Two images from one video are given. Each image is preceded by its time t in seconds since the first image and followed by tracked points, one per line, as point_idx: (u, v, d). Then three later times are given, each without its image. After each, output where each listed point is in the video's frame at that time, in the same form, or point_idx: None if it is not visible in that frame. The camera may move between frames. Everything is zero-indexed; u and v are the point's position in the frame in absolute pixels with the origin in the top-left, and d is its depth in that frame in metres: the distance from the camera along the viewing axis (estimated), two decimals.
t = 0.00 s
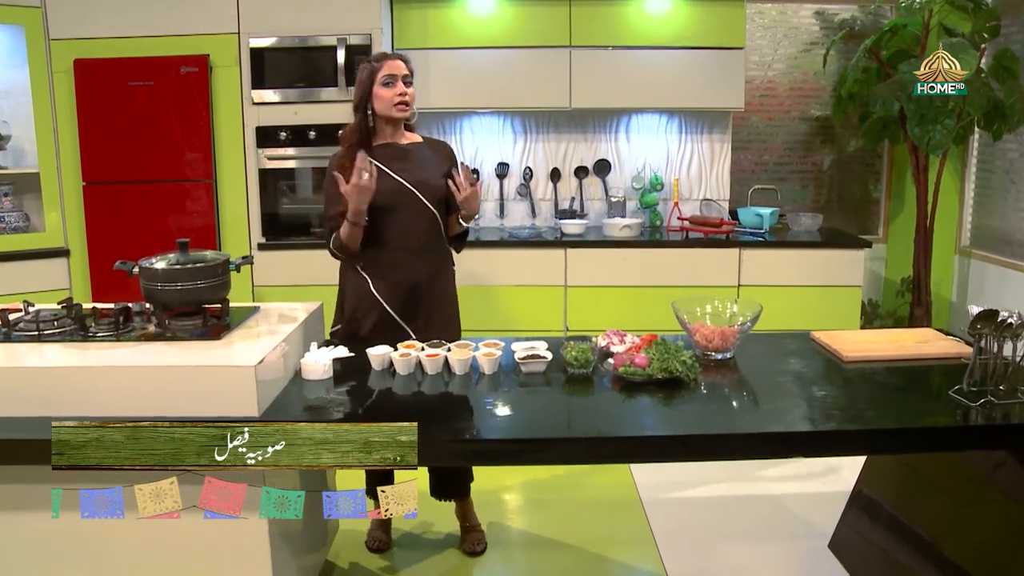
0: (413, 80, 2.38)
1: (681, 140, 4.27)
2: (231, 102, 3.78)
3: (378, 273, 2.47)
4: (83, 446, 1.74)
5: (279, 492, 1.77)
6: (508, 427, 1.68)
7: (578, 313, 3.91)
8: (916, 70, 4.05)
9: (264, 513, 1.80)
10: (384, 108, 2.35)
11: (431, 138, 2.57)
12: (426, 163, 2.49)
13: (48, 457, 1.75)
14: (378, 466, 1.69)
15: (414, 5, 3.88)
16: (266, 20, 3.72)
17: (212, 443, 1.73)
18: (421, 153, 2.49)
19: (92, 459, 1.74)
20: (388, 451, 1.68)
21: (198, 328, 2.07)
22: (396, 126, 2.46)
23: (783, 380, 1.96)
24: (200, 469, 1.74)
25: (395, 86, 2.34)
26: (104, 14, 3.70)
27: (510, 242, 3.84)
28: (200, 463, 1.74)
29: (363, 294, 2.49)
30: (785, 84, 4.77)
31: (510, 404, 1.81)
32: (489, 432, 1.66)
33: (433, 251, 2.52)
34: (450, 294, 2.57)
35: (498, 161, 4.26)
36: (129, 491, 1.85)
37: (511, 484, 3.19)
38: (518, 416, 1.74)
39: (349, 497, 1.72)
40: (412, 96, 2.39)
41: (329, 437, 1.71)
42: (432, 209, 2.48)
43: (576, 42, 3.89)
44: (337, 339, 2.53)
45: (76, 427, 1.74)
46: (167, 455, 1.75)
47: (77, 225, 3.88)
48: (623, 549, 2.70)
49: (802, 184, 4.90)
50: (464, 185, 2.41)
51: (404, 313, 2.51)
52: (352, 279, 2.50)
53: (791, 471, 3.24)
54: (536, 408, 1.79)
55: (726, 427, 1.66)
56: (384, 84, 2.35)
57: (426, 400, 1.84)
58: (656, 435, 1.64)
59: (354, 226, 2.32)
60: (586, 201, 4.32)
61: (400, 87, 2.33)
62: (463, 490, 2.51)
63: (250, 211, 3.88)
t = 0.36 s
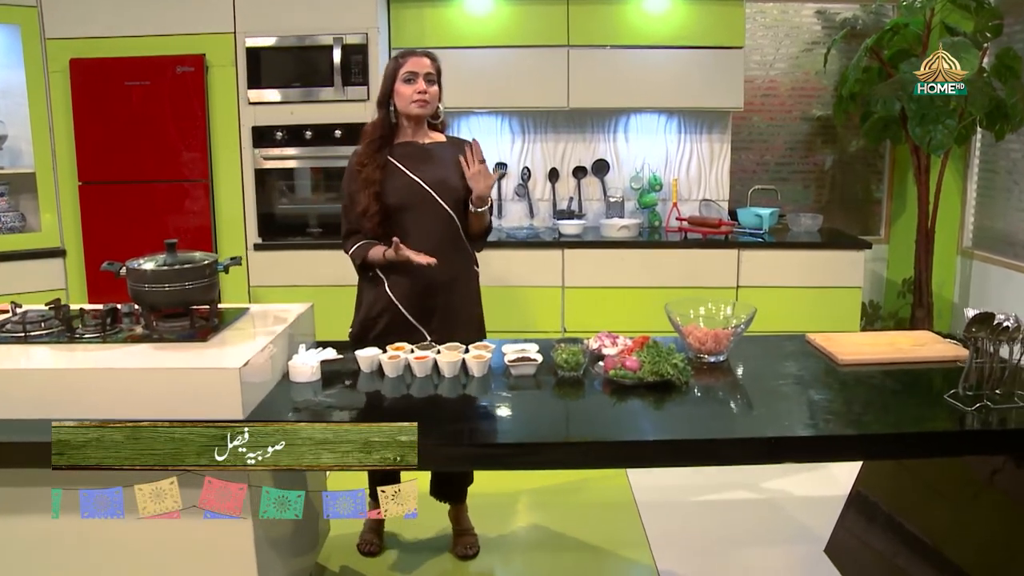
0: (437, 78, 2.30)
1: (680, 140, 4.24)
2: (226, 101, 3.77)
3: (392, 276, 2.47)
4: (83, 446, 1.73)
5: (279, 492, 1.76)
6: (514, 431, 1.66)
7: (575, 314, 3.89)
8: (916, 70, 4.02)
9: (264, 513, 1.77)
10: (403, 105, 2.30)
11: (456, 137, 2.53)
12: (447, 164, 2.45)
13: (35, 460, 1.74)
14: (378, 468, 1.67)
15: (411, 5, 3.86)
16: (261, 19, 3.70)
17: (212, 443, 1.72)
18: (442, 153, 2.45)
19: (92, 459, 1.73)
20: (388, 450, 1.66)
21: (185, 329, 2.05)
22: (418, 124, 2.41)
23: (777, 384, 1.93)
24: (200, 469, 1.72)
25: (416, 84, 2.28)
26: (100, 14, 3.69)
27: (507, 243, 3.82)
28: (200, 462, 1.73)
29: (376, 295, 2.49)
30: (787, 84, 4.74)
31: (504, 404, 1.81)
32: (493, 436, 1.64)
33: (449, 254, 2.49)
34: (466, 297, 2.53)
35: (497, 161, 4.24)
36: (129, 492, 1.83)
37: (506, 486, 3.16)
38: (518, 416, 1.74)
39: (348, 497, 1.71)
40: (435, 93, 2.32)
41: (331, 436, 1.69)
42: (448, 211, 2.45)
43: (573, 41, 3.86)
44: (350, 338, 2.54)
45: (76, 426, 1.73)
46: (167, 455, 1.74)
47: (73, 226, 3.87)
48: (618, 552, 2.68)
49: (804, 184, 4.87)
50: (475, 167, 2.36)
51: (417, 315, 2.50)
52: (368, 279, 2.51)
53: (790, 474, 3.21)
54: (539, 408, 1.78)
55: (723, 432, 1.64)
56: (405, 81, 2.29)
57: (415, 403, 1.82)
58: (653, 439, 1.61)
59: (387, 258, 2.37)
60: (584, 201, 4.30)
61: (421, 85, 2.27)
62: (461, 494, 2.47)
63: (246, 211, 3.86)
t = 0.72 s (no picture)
0: (452, 78, 2.28)
1: (681, 140, 4.21)
2: (224, 101, 3.76)
3: (400, 277, 2.42)
4: (83, 446, 1.71)
5: (279, 492, 1.71)
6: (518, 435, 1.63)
7: (574, 315, 3.86)
8: (916, 70, 3.99)
9: (264, 512, 1.73)
10: (418, 105, 2.29)
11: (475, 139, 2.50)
12: (462, 167, 2.42)
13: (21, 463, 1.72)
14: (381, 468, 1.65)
15: (410, 4, 3.84)
16: (259, 19, 3.69)
17: (212, 442, 1.69)
18: (458, 155, 2.43)
19: (92, 459, 1.71)
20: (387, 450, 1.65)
21: (174, 331, 2.04)
22: (432, 125, 2.39)
23: (772, 387, 1.90)
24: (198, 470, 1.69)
25: (430, 83, 2.27)
26: (97, 14, 3.68)
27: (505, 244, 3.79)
28: (200, 463, 1.69)
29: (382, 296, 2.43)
30: (790, 84, 4.70)
31: (497, 405, 1.79)
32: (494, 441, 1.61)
33: (459, 258, 2.44)
34: (476, 304, 2.48)
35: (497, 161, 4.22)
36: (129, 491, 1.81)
37: (503, 489, 3.14)
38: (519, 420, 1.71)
39: (348, 497, 1.67)
40: (450, 93, 2.30)
41: (336, 436, 1.67)
42: (459, 215, 2.41)
43: (573, 41, 3.84)
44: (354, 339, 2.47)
45: (76, 426, 1.71)
46: (167, 455, 1.71)
47: (71, 226, 3.87)
48: (615, 555, 2.65)
49: (807, 185, 4.84)
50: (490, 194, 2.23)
51: (423, 319, 2.43)
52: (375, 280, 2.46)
53: (789, 478, 3.18)
54: (540, 413, 1.75)
55: (718, 435, 1.62)
56: (420, 81, 2.28)
57: (406, 406, 1.80)
58: (652, 442, 1.59)
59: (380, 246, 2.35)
60: (584, 202, 4.27)
61: (434, 84, 2.25)
62: (458, 499, 2.44)
63: (244, 212, 3.85)
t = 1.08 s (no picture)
0: (460, 80, 2.25)
1: (681, 141, 4.18)
2: (221, 101, 3.74)
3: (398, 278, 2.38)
4: (83, 446, 1.68)
5: (279, 492, 1.67)
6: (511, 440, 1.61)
7: (573, 317, 3.84)
8: (916, 70, 3.96)
9: (265, 512, 1.69)
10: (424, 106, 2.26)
11: (482, 142, 2.46)
12: (468, 169, 2.39)
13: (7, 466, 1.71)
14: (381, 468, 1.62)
15: (408, 4, 3.82)
16: (257, 19, 3.67)
17: (212, 443, 1.67)
18: (464, 158, 2.39)
19: (92, 460, 1.68)
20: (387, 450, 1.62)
21: (162, 333, 2.03)
22: (439, 126, 2.36)
23: (766, 391, 1.88)
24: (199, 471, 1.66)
25: (437, 83, 2.24)
26: (95, 14, 3.67)
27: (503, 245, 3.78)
28: (200, 463, 1.67)
29: (381, 296, 2.39)
30: (793, 84, 4.67)
31: (490, 409, 1.77)
32: (485, 446, 1.59)
33: (460, 261, 2.41)
34: (475, 307, 2.45)
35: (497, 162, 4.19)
36: (130, 493, 1.78)
37: (500, 491, 3.11)
38: (514, 424, 1.69)
39: (349, 497, 1.63)
40: (457, 95, 2.27)
41: (336, 436, 1.65)
42: (462, 218, 2.38)
43: (572, 41, 3.81)
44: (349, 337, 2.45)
45: (76, 426, 1.69)
46: (167, 455, 1.68)
47: (69, 227, 3.86)
48: (611, 559, 2.63)
49: (810, 185, 4.80)
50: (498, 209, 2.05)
51: (420, 321, 2.40)
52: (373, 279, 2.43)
53: (789, 482, 3.15)
54: (535, 418, 1.72)
55: (713, 440, 1.59)
56: (427, 81, 2.25)
57: (397, 409, 1.78)
58: (650, 447, 1.57)
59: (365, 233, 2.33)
60: (584, 203, 4.25)
61: (441, 85, 2.22)
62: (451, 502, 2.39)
63: (242, 213, 3.84)
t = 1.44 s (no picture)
0: (458, 78, 2.24)
1: (681, 141, 4.16)
2: (218, 101, 3.73)
3: (398, 281, 2.35)
4: (83, 446, 1.66)
5: (280, 491, 1.61)
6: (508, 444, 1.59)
7: (571, 318, 3.81)
8: (916, 70, 3.93)
9: (264, 513, 1.62)
10: (423, 106, 2.23)
11: (481, 142, 2.42)
12: (467, 170, 2.35)
13: None
14: (381, 469, 1.61)
15: (406, 3, 3.80)
16: (254, 19, 3.66)
17: (212, 443, 1.66)
18: (463, 158, 2.35)
19: (92, 459, 1.66)
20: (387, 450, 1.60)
21: (151, 334, 2.01)
22: (438, 127, 2.33)
23: (759, 394, 1.86)
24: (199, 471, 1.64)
25: (435, 83, 2.22)
26: (92, 14, 3.67)
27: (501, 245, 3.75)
28: (200, 463, 1.65)
29: (379, 299, 2.38)
30: (795, 84, 4.64)
31: (480, 412, 1.75)
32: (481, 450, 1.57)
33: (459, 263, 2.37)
34: (476, 310, 2.39)
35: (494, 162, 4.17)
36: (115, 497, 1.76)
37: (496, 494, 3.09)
38: (511, 428, 1.67)
39: (349, 496, 1.60)
40: (455, 94, 2.25)
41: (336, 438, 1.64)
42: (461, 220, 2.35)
43: (570, 40, 3.79)
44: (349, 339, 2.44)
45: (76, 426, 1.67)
46: (166, 455, 1.66)
47: (66, 226, 3.85)
48: (606, 563, 2.60)
49: (812, 186, 4.77)
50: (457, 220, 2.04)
51: (419, 323, 2.38)
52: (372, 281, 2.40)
53: (787, 485, 3.12)
54: (529, 421, 1.70)
55: (705, 444, 1.58)
56: (425, 80, 2.23)
57: (388, 412, 1.77)
58: (647, 452, 1.54)
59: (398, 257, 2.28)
60: (583, 203, 4.22)
61: (440, 84, 2.20)
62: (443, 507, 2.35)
63: (238, 213, 3.83)
